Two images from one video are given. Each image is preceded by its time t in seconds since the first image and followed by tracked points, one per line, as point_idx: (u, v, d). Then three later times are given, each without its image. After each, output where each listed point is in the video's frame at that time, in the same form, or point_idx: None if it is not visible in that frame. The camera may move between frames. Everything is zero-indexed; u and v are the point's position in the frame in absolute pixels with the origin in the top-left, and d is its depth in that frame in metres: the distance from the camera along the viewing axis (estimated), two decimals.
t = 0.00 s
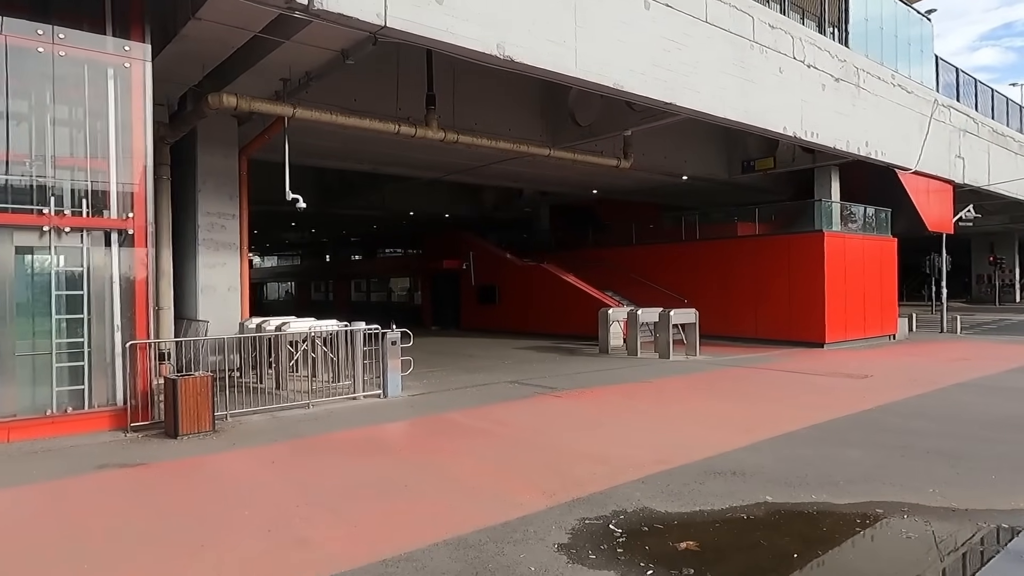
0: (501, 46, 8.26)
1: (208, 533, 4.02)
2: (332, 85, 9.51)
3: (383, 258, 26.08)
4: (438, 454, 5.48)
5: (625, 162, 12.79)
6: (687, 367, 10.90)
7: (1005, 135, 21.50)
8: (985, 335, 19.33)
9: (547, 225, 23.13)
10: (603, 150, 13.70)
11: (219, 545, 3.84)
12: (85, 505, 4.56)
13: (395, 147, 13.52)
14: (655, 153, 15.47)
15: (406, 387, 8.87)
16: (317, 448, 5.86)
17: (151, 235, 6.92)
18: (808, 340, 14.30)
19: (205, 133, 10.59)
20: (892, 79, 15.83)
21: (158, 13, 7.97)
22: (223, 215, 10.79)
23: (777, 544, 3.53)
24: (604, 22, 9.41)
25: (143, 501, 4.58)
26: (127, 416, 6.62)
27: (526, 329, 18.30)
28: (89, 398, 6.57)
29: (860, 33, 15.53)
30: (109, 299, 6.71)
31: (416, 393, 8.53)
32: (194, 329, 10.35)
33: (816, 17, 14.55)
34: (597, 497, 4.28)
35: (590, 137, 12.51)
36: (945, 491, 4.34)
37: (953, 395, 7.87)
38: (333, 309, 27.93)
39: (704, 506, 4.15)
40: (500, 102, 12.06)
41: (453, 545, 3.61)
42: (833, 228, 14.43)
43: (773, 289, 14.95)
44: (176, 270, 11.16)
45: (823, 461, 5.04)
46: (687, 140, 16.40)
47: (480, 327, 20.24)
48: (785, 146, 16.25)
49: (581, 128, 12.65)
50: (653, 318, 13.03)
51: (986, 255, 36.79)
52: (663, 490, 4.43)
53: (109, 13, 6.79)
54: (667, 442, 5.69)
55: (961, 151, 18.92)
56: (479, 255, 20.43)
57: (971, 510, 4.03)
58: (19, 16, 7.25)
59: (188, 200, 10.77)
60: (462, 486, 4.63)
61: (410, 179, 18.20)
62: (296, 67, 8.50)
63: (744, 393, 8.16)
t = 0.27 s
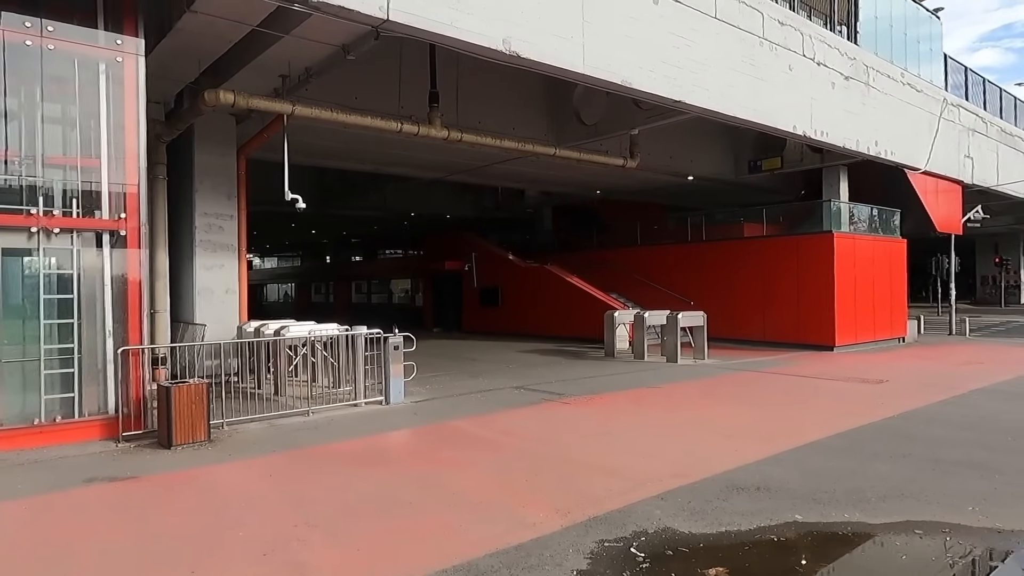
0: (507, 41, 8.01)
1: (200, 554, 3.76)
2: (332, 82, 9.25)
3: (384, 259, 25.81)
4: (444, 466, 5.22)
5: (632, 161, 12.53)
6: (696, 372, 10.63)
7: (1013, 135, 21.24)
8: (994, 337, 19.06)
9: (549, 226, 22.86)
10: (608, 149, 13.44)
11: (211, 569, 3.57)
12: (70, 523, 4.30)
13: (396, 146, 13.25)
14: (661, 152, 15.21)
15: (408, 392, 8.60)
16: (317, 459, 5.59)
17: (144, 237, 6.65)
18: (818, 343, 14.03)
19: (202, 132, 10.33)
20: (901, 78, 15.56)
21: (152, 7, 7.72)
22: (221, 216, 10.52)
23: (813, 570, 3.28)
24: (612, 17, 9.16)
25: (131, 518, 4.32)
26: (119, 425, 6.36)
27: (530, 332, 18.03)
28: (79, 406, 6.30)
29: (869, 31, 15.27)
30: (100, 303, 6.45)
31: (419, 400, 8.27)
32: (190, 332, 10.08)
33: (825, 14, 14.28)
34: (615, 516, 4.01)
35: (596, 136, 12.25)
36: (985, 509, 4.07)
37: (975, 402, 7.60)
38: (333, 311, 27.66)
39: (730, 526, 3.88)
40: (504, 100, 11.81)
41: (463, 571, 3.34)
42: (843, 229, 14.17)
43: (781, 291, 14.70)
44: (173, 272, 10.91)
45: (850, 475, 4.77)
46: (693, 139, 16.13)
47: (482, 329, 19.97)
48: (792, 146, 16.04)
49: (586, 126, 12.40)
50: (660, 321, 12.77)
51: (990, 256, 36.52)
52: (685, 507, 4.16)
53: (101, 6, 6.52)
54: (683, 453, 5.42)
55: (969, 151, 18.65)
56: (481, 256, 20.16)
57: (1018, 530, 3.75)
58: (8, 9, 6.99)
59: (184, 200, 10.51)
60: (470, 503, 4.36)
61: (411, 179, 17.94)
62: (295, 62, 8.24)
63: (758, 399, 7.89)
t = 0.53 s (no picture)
0: (508, 35, 7.76)
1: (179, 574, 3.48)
2: (327, 78, 8.99)
3: (381, 260, 25.54)
4: (442, 477, 4.95)
5: (634, 160, 12.28)
6: (701, 375, 10.38)
7: (1016, 134, 21.03)
8: (999, 339, 18.82)
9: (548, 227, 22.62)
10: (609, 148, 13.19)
11: None
12: (43, 538, 4.03)
13: (393, 145, 12.99)
14: (662, 151, 14.98)
15: (405, 397, 8.33)
16: (308, 469, 5.32)
17: (129, 237, 6.38)
18: (823, 346, 13.78)
19: (193, 129, 10.06)
20: (906, 76, 15.34)
21: None
22: (213, 215, 10.26)
23: None
24: (615, 11, 8.92)
25: (108, 534, 4.05)
26: (102, 433, 6.09)
27: (529, 334, 17.77)
28: (60, 413, 6.02)
29: (874, 28, 15.04)
30: (83, 305, 6.17)
31: (417, 405, 8.00)
32: (181, 335, 9.81)
33: (829, 10, 14.06)
34: (625, 533, 3.75)
35: (597, 135, 12.03)
36: (1021, 524, 3.81)
37: (992, 407, 7.34)
38: (330, 313, 27.38)
39: (749, 544, 3.61)
40: (503, 97, 11.57)
41: None
42: (847, 229, 13.94)
43: (784, 292, 14.46)
44: (163, 273, 10.64)
45: (872, 487, 4.50)
46: (695, 138, 15.90)
47: (481, 332, 19.70)
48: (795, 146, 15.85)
49: (587, 125, 12.16)
50: (662, 323, 12.51)
51: (991, 257, 36.33)
52: (699, 523, 3.90)
53: None
54: (693, 462, 5.16)
55: (974, 150, 18.43)
56: (480, 257, 19.90)
57: None
58: None
59: (175, 200, 10.24)
60: (470, 517, 4.09)
61: (409, 179, 17.68)
62: (288, 56, 7.98)
63: (767, 403, 7.63)
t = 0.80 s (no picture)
0: (504, 25, 7.47)
1: None
2: (318, 71, 8.70)
3: (376, 261, 25.22)
4: (435, 488, 4.65)
5: (634, 158, 12.03)
6: (702, 378, 10.10)
7: (1017, 134, 20.85)
8: (1001, 340, 18.60)
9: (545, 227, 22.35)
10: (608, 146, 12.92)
11: None
12: None
13: (387, 142, 12.69)
14: (661, 150, 14.72)
15: (398, 402, 8.03)
16: (293, 479, 5.02)
17: (105, 234, 6.07)
18: (825, 347, 13.53)
19: (180, 125, 9.75)
20: (908, 73, 15.13)
21: None
22: (200, 214, 9.94)
23: None
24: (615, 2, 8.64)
25: (72, 552, 3.73)
26: (76, 441, 5.77)
27: (526, 336, 17.49)
28: (32, 420, 5.70)
29: (876, 24, 14.82)
30: (56, 307, 5.85)
31: (410, 410, 7.69)
32: (167, 337, 9.49)
33: (832, 6, 13.82)
34: (632, 551, 3.46)
35: (595, 132, 11.79)
36: None
37: (1006, 411, 7.07)
38: (324, 314, 27.04)
39: (767, 563, 3.33)
40: (500, 93, 11.29)
41: None
42: (849, 229, 13.70)
43: (786, 293, 14.21)
44: (149, 274, 10.31)
45: (893, 498, 4.22)
46: (694, 136, 15.65)
47: (477, 333, 19.40)
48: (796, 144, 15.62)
49: (586, 122, 11.89)
50: (662, 324, 12.24)
51: (988, 259, 36.20)
52: (711, 539, 3.61)
53: None
54: (701, 471, 4.87)
55: (975, 150, 18.23)
56: (476, 258, 19.61)
57: None
58: None
59: (161, 197, 9.92)
60: (464, 533, 3.79)
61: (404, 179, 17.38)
62: (276, 47, 7.67)
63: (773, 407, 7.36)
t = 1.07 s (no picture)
0: (498, 16, 7.19)
1: None
2: (305, 64, 8.40)
3: (368, 261, 24.90)
4: (426, 502, 4.38)
5: (630, 156, 11.79)
6: (702, 381, 9.84)
7: (1014, 134, 20.73)
8: (999, 341, 18.46)
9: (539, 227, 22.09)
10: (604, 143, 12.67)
11: None
12: None
13: (378, 138, 12.40)
14: (658, 148, 14.49)
15: (388, 407, 7.75)
16: (276, 492, 4.73)
17: (77, 232, 5.77)
18: (824, 349, 13.32)
19: (163, 121, 9.43)
20: (907, 71, 14.95)
21: None
22: (184, 212, 9.62)
23: None
24: None
25: None
26: (47, 450, 5.46)
27: (520, 337, 17.22)
28: None
29: (875, 21, 14.62)
30: (25, 309, 5.52)
31: (401, 415, 7.40)
32: (149, 340, 9.17)
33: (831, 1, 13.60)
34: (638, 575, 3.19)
35: (590, 129, 11.58)
36: None
37: (1018, 415, 6.84)
38: (315, 315, 26.69)
39: None
40: (493, 89, 11.02)
41: None
42: (848, 228, 13.50)
43: (784, 293, 14.00)
44: (131, 274, 9.98)
45: (913, 513, 3.97)
46: (691, 134, 15.42)
47: (470, 334, 19.12)
48: (794, 143, 15.40)
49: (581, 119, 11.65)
50: (659, 325, 12.00)
51: (982, 259, 36.19)
52: (723, 561, 3.34)
53: None
54: (708, 484, 4.60)
55: (973, 149, 18.08)
56: (469, 258, 19.33)
57: None
58: None
59: (144, 195, 9.60)
60: (457, 554, 3.52)
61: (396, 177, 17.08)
62: (260, 38, 7.36)
63: (777, 412, 7.11)
